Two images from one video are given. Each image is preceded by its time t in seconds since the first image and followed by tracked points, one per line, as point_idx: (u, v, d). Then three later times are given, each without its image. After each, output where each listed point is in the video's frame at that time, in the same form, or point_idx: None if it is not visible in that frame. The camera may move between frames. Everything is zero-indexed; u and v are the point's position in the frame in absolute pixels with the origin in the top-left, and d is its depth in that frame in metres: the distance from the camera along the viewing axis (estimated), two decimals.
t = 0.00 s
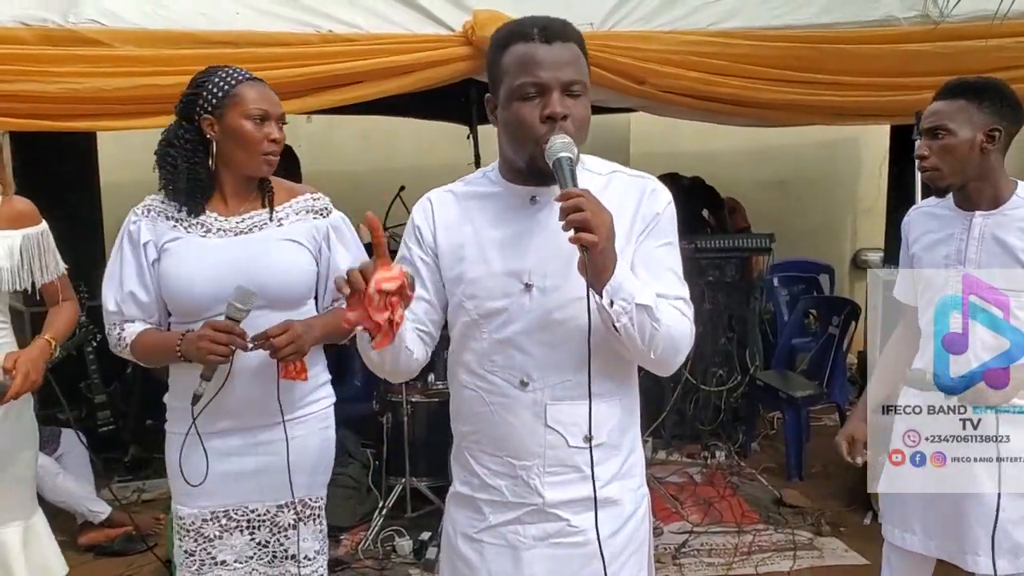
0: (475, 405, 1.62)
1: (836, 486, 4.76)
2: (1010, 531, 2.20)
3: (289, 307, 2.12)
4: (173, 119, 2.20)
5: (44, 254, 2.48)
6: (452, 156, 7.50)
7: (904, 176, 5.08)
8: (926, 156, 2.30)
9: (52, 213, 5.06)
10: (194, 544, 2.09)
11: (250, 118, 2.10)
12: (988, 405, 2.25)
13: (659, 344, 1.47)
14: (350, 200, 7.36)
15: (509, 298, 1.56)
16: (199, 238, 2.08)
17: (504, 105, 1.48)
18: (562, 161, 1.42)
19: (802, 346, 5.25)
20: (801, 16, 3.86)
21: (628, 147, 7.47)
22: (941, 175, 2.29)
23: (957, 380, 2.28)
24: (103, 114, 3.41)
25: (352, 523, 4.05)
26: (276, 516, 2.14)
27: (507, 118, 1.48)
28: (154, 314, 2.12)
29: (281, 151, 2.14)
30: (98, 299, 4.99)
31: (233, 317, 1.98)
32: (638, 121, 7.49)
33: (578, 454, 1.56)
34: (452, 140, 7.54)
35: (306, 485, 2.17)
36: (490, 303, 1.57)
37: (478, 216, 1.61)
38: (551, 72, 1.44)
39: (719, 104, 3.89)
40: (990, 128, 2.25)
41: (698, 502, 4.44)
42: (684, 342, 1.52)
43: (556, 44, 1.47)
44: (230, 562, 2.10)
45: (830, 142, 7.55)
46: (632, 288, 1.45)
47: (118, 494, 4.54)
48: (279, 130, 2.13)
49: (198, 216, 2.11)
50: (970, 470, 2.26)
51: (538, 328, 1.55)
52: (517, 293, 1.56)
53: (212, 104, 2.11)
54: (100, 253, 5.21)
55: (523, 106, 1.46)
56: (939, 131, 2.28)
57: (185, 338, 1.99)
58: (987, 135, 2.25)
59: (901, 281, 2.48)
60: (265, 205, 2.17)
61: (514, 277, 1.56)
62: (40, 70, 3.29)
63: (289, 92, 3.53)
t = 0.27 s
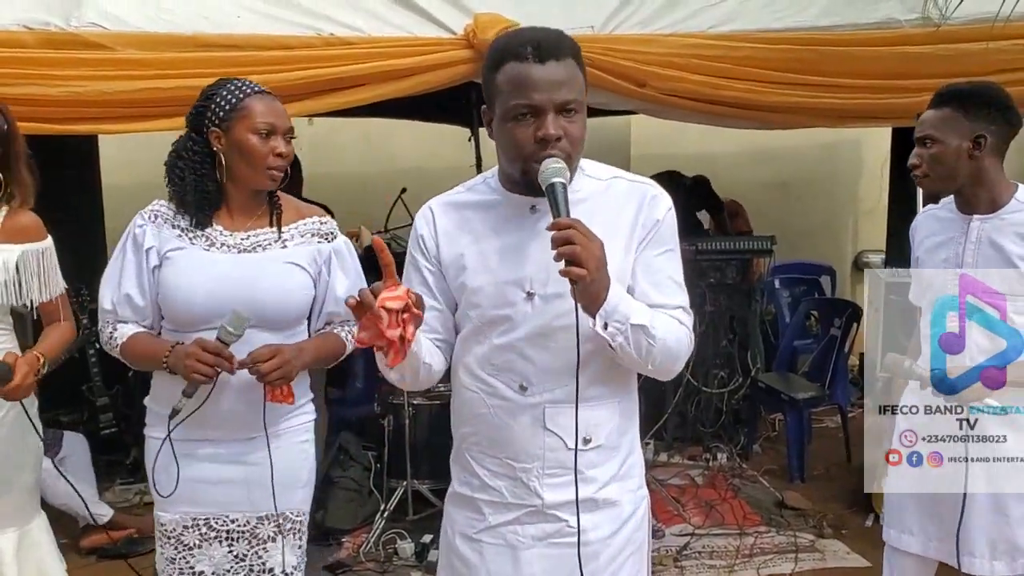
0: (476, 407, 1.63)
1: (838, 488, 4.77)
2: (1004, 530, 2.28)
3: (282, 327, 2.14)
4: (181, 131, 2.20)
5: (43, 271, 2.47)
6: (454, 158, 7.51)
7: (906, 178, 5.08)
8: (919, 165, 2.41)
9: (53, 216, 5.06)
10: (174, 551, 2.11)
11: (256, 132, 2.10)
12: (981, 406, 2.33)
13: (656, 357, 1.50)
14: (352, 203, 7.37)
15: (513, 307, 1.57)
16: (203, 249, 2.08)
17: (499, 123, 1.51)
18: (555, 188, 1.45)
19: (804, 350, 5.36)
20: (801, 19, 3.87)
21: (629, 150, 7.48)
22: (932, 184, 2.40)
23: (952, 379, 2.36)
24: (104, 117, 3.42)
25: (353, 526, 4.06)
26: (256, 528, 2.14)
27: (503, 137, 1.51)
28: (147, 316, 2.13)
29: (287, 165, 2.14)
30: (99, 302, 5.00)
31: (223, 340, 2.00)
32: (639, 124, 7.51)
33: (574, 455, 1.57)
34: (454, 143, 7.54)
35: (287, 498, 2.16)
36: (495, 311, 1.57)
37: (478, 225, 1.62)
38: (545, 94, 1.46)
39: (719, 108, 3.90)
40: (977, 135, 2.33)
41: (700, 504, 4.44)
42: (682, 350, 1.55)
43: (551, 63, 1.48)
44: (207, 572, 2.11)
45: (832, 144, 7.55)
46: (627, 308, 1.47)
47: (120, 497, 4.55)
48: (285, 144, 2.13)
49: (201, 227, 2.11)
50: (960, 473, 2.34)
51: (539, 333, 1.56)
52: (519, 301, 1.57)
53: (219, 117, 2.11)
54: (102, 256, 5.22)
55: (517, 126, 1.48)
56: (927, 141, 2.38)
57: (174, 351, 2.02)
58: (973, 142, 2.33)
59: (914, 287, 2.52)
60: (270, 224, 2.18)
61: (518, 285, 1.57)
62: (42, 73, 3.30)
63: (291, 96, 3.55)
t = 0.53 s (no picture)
0: (474, 410, 1.63)
1: (837, 490, 4.77)
2: (996, 535, 2.29)
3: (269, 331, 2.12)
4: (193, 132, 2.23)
5: (32, 270, 2.46)
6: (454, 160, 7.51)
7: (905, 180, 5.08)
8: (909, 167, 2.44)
9: (53, 218, 5.07)
10: (163, 548, 2.14)
11: (239, 134, 2.08)
12: (979, 407, 2.32)
13: (650, 363, 1.51)
14: (352, 205, 7.38)
15: (512, 312, 1.57)
16: (196, 247, 2.10)
17: (496, 132, 1.52)
18: (549, 201, 1.48)
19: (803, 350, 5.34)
20: (800, 22, 3.87)
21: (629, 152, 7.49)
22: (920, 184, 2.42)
23: (949, 380, 2.37)
24: (104, 119, 3.43)
25: (353, 527, 4.06)
26: (242, 530, 2.14)
27: (498, 145, 1.52)
28: (146, 308, 2.18)
29: (273, 168, 2.12)
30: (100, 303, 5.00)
31: (188, 340, 2.04)
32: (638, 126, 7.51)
33: (569, 455, 1.58)
34: (454, 144, 7.55)
35: (272, 503, 2.14)
36: (493, 315, 1.58)
37: (476, 229, 1.62)
38: (540, 111, 1.46)
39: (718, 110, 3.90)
40: (963, 136, 2.35)
41: (699, 506, 4.44)
42: (676, 355, 1.56)
43: (551, 78, 1.48)
44: (194, 572, 2.12)
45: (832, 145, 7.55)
46: (622, 317, 1.47)
47: (119, 499, 4.56)
48: (271, 147, 2.11)
49: (198, 224, 2.13)
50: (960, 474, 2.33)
51: (538, 336, 1.56)
52: (518, 305, 1.57)
53: (214, 118, 2.11)
54: (102, 258, 5.22)
55: (511, 139, 1.49)
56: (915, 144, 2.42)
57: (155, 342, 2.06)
58: (959, 143, 2.35)
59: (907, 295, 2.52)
60: (269, 228, 2.16)
61: (517, 289, 1.57)
62: (42, 75, 3.31)
63: (290, 98, 3.55)
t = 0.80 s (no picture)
0: (470, 411, 1.63)
1: (835, 490, 4.78)
2: (993, 535, 2.29)
3: (255, 322, 2.10)
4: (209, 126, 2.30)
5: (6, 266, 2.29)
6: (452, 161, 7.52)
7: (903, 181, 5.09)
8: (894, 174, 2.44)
9: (52, 219, 5.07)
10: (172, 544, 2.16)
11: (201, 127, 2.10)
12: (978, 407, 2.33)
13: (644, 367, 1.52)
14: (350, 206, 7.38)
15: (509, 314, 1.57)
16: (185, 242, 2.12)
17: (490, 135, 1.53)
18: (543, 206, 1.49)
19: (800, 352, 5.36)
20: (797, 23, 3.88)
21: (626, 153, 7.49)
22: (907, 190, 2.42)
23: (948, 379, 2.37)
24: (101, 120, 3.42)
25: (351, 529, 4.06)
26: (245, 526, 2.14)
27: (493, 150, 1.53)
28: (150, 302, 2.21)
29: (230, 163, 2.08)
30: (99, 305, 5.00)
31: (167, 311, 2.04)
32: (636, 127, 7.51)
33: (566, 458, 1.59)
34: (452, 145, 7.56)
35: (272, 498, 2.13)
36: (491, 317, 1.58)
37: (473, 231, 1.62)
38: (534, 123, 1.47)
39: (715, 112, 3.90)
40: (946, 140, 2.34)
41: (697, 507, 4.45)
42: (671, 359, 1.57)
43: (547, 91, 1.48)
44: (205, 565, 2.15)
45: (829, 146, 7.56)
46: (617, 321, 1.49)
47: (117, 500, 4.57)
48: (225, 142, 2.07)
49: (191, 220, 2.16)
50: (959, 473, 2.33)
51: (535, 338, 1.57)
52: (515, 307, 1.57)
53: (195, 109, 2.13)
54: (100, 260, 5.22)
55: (504, 145, 1.50)
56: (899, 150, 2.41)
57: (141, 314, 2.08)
58: (943, 148, 2.34)
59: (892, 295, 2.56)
60: (254, 218, 2.14)
61: (515, 291, 1.57)
62: (40, 77, 3.31)
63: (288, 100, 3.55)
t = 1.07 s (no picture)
0: (469, 419, 1.64)
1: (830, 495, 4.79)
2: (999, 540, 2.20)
3: (247, 333, 2.09)
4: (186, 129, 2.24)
5: None
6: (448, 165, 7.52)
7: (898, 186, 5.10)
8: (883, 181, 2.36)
9: (47, 222, 5.06)
10: (178, 558, 2.17)
11: (192, 149, 2.07)
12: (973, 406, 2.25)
13: (648, 369, 1.54)
14: (346, 210, 7.38)
15: (511, 319, 1.58)
16: (176, 262, 2.12)
17: (499, 136, 1.53)
18: (555, 209, 1.49)
19: (796, 356, 5.24)
20: (792, 29, 3.89)
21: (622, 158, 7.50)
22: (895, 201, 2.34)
23: (944, 380, 2.28)
24: (98, 124, 3.42)
25: (346, 534, 4.07)
26: (255, 534, 2.15)
27: (501, 149, 1.53)
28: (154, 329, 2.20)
29: (224, 188, 2.08)
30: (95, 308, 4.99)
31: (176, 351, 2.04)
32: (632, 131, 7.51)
33: (576, 463, 1.60)
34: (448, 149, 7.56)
35: (285, 505, 2.14)
36: (492, 323, 1.59)
37: (474, 236, 1.61)
38: (545, 120, 1.48)
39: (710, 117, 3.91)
40: (932, 149, 2.27)
41: (692, 512, 4.45)
42: (671, 362, 1.60)
43: (558, 89, 1.49)
44: None
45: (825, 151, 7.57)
46: (625, 324, 1.52)
47: (112, 504, 4.56)
48: (220, 167, 2.07)
49: (180, 239, 2.16)
50: (958, 474, 2.25)
51: (536, 343, 1.57)
52: (517, 312, 1.58)
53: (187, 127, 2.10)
54: (95, 264, 5.22)
55: (515, 144, 1.51)
56: (886, 159, 2.34)
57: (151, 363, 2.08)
58: (930, 157, 2.27)
59: (873, 291, 2.49)
60: (242, 230, 2.14)
61: (517, 296, 1.58)
62: (36, 81, 3.31)
63: (286, 103, 3.55)
